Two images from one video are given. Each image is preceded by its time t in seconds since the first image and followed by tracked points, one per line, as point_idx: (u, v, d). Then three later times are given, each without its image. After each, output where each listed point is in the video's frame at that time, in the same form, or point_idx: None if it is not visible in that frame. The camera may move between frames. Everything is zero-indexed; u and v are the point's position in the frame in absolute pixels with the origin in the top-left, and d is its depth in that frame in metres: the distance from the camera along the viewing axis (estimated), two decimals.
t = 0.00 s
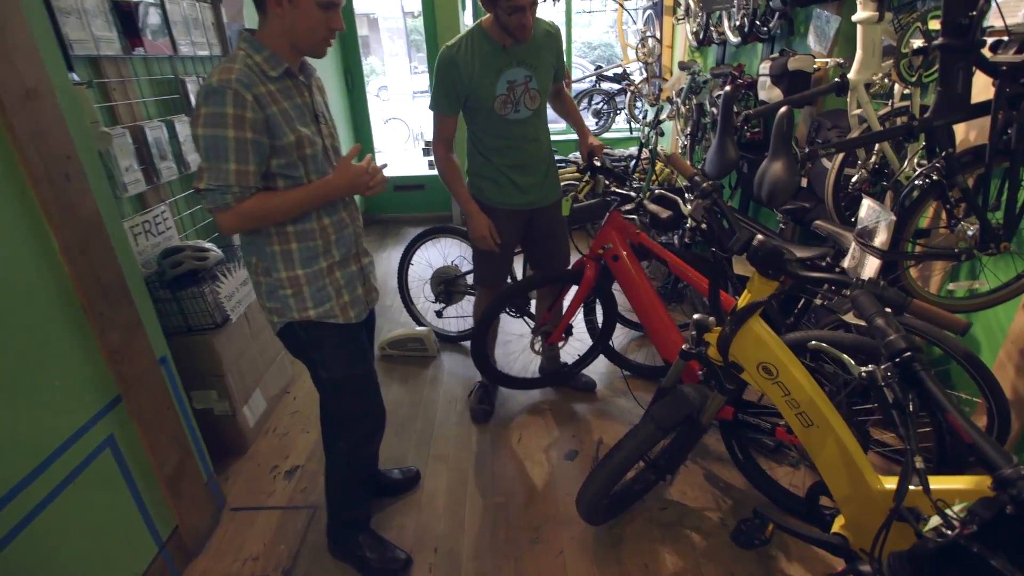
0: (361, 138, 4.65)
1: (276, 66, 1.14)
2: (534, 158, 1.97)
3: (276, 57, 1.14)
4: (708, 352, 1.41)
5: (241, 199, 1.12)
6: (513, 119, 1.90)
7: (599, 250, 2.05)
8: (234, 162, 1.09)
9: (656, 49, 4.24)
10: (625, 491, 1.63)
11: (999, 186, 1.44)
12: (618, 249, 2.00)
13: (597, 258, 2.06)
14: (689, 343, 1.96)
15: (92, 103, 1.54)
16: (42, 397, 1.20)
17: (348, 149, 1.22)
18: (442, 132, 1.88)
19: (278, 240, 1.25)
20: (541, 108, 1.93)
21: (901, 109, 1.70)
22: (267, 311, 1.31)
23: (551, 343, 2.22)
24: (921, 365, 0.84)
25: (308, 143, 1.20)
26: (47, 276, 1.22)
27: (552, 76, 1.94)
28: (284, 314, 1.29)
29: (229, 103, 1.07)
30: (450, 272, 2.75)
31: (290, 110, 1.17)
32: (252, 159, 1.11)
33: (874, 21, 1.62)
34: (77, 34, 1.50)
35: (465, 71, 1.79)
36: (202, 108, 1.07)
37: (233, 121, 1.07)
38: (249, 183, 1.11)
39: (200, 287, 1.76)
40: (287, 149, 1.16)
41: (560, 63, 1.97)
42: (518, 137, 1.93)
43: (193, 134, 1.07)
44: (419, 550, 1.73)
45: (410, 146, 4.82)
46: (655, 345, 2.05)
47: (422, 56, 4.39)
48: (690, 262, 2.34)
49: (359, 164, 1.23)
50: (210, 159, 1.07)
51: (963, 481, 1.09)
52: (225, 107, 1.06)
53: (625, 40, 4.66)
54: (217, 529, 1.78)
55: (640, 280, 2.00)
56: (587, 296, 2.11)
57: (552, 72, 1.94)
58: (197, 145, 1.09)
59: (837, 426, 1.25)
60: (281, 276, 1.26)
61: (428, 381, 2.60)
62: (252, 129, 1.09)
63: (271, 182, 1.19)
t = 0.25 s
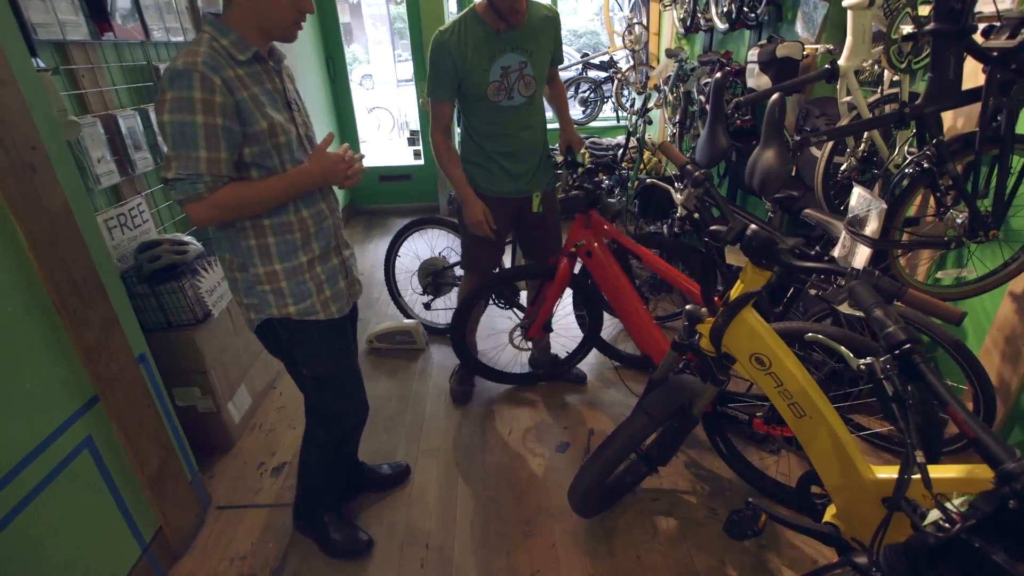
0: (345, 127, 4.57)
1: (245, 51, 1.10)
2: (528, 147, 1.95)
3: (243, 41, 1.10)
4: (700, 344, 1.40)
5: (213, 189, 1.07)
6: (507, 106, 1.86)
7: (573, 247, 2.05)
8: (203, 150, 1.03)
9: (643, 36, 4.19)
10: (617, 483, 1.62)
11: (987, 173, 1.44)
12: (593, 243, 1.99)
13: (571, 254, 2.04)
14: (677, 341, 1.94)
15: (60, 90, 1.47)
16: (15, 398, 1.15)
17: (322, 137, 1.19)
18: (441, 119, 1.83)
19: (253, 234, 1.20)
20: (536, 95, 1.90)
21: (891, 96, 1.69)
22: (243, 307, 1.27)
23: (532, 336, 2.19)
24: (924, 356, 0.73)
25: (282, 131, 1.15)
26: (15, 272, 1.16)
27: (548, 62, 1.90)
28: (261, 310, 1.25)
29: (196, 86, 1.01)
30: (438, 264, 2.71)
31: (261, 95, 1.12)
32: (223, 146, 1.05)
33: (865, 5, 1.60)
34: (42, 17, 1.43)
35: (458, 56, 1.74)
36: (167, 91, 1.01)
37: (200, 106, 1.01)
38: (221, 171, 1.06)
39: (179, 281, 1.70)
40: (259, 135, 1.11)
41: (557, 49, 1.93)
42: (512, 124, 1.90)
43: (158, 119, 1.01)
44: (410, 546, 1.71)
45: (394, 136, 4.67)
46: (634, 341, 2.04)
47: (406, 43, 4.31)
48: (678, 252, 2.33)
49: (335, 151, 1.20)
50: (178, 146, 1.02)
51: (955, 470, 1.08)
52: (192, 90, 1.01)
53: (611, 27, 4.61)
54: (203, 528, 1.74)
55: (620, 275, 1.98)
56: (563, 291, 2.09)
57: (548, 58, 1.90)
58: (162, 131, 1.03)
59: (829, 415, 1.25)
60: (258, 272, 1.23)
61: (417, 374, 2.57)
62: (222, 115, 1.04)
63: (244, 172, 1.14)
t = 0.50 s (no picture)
0: (339, 118, 4.51)
1: (219, 36, 1.06)
2: (514, 139, 1.92)
3: (217, 26, 1.05)
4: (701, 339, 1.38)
5: (193, 183, 1.04)
6: (493, 97, 1.82)
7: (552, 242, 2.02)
8: (181, 142, 0.99)
9: (642, 27, 4.14)
10: (616, 478, 1.61)
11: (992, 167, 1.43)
12: (570, 239, 1.96)
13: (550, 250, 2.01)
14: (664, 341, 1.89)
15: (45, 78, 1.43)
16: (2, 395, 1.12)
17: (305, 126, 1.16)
18: (423, 110, 1.79)
19: (237, 231, 1.16)
20: (522, 86, 1.86)
21: (895, 89, 1.67)
22: (227, 307, 1.24)
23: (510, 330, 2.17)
24: (936, 358, 0.71)
25: (263, 121, 1.12)
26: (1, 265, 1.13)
27: (533, 54, 1.87)
28: (246, 309, 1.23)
29: (170, 74, 0.97)
30: (435, 256, 2.68)
31: (238, 84, 1.08)
32: (201, 137, 1.01)
33: None
34: (26, 3, 1.38)
35: (443, 47, 1.70)
36: (139, 81, 0.97)
37: (175, 95, 0.97)
38: (201, 164, 1.03)
39: (172, 275, 1.67)
40: (239, 126, 1.08)
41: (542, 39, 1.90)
42: (497, 116, 1.87)
43: (131, 111, 0.97)
44: (407, 541, 1.70)
45: (391, 126, 4.65)
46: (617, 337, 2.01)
47: (402, 32, 4.25)
48: (678, 246, 2.33)
49: (319, 142, 1.18)
50: (153, 138, 0.98)
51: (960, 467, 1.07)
52: (165, 79, 0.97)
53: (610, 17, 4.55)
54: (198, 524, 1.72)
55: (600, 272, 1.95)
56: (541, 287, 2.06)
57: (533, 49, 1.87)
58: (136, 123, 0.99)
59: (831, 413, 1.24)
60: (243, 270, 1.19)
61: (414, 368, 2.55)
62: (199, 104, 1.00)
63: (224, 165, 1.10)
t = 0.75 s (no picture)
0: (332, 104, 4.43)
1: (186, 16, 1.00)
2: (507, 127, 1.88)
3: (184, 6, 1.00)
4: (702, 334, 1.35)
5: (160, 177, 0.97)
6: (484, 85, 1.77)
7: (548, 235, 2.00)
8: (146, 132, 0.93)
9: (640, 15, 4.08)
10: (613, 473, 1.60)
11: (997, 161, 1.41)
12: (564, 231, 1.93)
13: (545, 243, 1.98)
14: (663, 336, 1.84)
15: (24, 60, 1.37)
16: None
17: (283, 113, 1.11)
18: (407, 96, 1.73)
19: (208, 228, 1.11)
20: (512, 75, 1.82)
21: (900, 81, 1.65)
22: (195, 308, 1.19)
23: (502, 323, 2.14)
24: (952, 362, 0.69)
25: (235, 108, 1.07)
26: None
27: (522, 42, 1.83)
28: (215, 311, 1.18)
29: (131, 57, 0.91)
30: (430, 247, 2.64)
31: (208, 67, 1.03)
32: (169, 127, 0.96)
33: None
34: None
35: (434, 32, 1.65)
36: (98, 64, 0.91)
37: (138, 80, 0.91)
38: (169, 157, 0.97)
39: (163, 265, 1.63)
40: (209, 113, 1.02)
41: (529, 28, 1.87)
42: (489, 105, 1.82)
43: (87, 97, 0.91)
44: (402, 536, 1.68)
45: (384, 114, 4.59)
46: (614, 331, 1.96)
47: (396, 18, 4.17)
48: (676, 238, 2.31)
49: (298, 130, 1.12)
50: (113, 127, 0.91)
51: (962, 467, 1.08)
52: (128, 62, 0.91)
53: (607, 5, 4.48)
54: (189, 518, 1.69)
55: (595, 264, 1.92)
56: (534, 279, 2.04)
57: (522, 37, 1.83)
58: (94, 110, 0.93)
59: (833, 410, 1.22)
60: (212, 269, 1.14)
61: (408, 360, 2.52)
62: (164, 90, 0.94)
63: (193, 156, 1.05)
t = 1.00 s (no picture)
0: (324, 91, 4.34)
1: None
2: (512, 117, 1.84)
3: None
4: (703, 329, 1.33)
5: (115, 176, 0.91)
6: (491, 72, 1.73)
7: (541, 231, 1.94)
8: (101, 128, 0.87)
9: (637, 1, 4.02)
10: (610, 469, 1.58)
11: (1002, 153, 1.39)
12: (560, 229, 1.89)
13: (540, 241, 1.95)
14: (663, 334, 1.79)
15: None
16: None
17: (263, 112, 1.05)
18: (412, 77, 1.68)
19: (171, 226, 1.05)
20: (521, 65, 1.79)
21: (904, 71, 1.62)
22: (157, 310, 1.13)
23: (501, 319, 2.12)
24: (969, 363, 0.65)
25: (202, 100, 1.00)
26: None
27: (536, 32, 1.79)
28: (180, 313, 1.12)
29: (87, 44, 0.84)
30: (424, 238, 2.60)
31: (173, 55, 0.96)
32: (128, 123, 0.89)
33: None
34: None
35: (444, 15, 1.60)
36: (47, 51, 0.83)
37: (93, 70, 0.85)
38: (126, 155, 0.90)
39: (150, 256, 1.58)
40: (174, 107, 0.96)
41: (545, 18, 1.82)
42: (496, 92, 1.78)
43: (36, 87, 0.84)
44: (396, 531, 1.66)
45: (377, 101, 4.45)
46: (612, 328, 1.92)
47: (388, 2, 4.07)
48: (674, 231, 2.28)
49: (275, 132, 1.08)
50: (66, 122, 0.85)
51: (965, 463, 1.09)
52: (80, 49, 0.84)
53: None
54: (179, 515, 1.66)
55: (592, 262, 1.87)
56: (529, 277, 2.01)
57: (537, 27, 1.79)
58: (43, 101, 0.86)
59: (835, 407, 1.21)
60: (177, 270, 1.08)
61: (401, 353, 2.48)
62: (123, 83, 0.88)
63: (155, 151, 0.99)
